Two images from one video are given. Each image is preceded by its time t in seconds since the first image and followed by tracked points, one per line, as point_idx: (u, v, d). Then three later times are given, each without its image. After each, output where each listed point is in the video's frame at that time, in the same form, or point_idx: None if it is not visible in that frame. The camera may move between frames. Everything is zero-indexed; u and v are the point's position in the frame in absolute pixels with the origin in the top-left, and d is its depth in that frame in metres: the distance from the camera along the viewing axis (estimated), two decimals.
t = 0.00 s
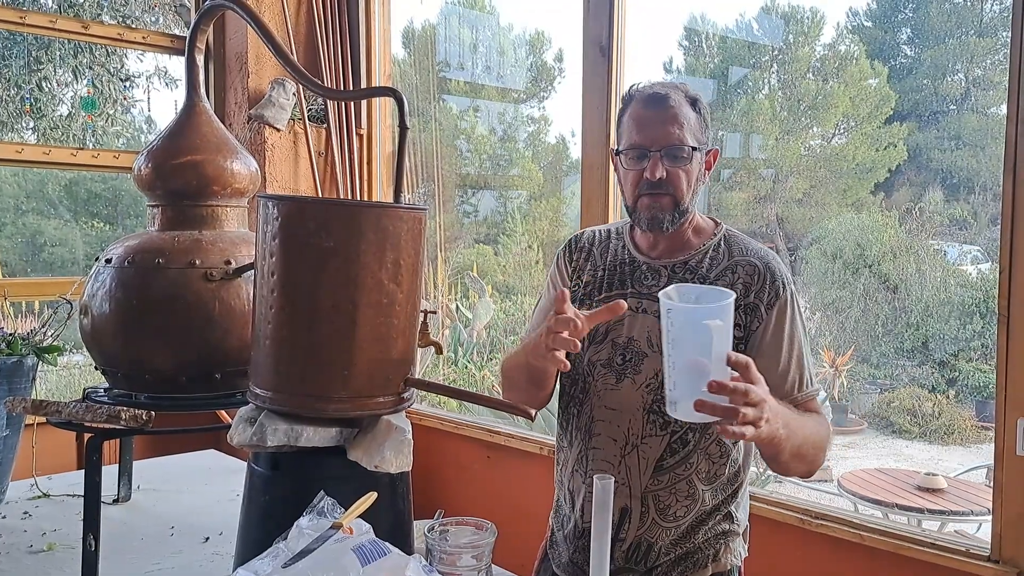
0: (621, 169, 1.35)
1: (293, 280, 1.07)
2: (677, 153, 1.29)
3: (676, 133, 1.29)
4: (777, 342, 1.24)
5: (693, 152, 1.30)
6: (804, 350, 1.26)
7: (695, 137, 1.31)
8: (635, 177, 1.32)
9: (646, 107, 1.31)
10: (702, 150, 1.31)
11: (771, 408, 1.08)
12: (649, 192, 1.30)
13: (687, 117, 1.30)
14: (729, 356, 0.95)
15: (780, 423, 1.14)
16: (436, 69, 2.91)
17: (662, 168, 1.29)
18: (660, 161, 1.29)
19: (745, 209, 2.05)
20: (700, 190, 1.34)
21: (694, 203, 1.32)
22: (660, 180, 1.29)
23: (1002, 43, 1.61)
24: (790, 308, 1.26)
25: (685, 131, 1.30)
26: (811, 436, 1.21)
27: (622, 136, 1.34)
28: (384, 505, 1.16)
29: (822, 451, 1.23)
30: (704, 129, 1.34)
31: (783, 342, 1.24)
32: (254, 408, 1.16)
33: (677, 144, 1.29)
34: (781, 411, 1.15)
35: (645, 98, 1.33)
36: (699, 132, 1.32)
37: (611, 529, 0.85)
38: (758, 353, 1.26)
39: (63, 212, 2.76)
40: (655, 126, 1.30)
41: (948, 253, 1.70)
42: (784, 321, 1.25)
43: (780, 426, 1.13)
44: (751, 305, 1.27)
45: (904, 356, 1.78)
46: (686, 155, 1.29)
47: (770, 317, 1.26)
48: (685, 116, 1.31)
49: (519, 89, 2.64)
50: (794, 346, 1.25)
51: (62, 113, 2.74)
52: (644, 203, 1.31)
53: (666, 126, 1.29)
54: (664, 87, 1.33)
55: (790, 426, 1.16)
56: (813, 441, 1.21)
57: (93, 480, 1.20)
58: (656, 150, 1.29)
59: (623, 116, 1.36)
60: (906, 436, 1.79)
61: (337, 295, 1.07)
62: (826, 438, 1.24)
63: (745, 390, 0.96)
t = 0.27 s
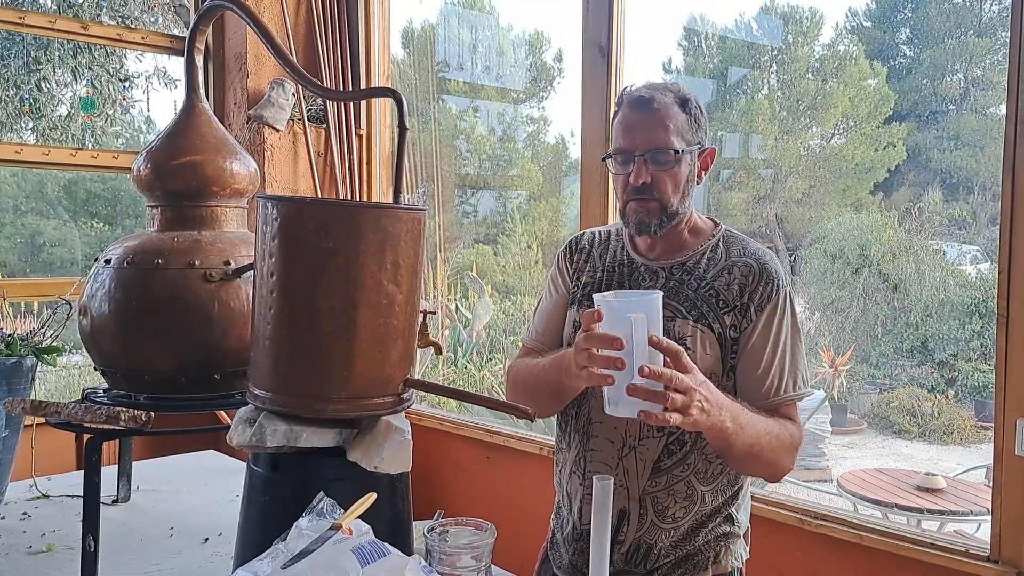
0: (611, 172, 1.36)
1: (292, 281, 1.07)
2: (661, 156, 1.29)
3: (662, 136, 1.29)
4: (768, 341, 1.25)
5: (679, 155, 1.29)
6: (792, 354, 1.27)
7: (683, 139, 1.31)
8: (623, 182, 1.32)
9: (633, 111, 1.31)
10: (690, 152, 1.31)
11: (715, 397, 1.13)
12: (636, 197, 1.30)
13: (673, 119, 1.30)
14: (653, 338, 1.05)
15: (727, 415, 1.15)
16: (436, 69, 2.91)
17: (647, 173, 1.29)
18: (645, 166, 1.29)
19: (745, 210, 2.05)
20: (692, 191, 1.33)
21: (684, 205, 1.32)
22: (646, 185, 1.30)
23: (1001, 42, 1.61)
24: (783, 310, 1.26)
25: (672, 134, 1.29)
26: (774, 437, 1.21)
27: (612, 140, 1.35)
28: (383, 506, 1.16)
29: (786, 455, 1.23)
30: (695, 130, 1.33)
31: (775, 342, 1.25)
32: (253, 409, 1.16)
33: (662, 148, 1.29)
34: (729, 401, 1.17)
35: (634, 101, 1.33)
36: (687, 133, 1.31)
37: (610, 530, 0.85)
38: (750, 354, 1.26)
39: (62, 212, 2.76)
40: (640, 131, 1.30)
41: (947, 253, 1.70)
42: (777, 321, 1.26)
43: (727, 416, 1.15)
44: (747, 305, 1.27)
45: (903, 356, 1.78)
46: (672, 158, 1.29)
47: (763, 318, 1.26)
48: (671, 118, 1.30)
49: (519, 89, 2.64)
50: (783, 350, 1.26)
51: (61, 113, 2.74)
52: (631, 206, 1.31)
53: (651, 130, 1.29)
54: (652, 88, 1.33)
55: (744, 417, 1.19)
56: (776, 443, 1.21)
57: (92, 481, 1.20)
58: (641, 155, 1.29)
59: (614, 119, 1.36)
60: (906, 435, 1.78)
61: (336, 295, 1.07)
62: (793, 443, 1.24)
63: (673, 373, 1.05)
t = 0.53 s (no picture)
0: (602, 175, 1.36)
1: (291, 281, 1.07)
2: (646, 164, 1.28)
3: (649, 142, 1.29)
4: (766, 340, 1.25)
5: (665, 161, 1.29)
6: (791, 352, 1.27)
7: (672, 144, 1.30)
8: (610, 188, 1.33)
9: (623, 116, 1.31)
10: (679, 158, 1.30)
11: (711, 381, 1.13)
12: (622, 203, 1.31)
13: (662, 125, 1.29)
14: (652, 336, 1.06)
15: (725, 401, 1.15)
16: (435, 70, 2.91)
17: (632, 180, 1.29)
18: (630, 173, 1.29)
19: (744, 210, 2.05)
20: (682, 197, 1.32)
21: (672, 211, 1.31)
22: (632, 192, 1.30)
23: (1000, 42, 1.61)
24: (782, 308, 1.26)
25: (659, 140, 1.29)
26: (773, 430, 1.21)
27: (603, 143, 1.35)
28: (382, 507, 1.16)
29: (788, 448, 1.22)
30: (688, 133, 1.32)
31: (772, 343, 1.25)
32: (252, 410, 1.16)
33: (648, 154, 1.28)
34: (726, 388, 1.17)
35: (624, 106, 1.32)
36: (676, 138, 1.30)
37: (611, 526, 0.86)
38: (746, 353, 1.26)
39: (61, 213, 2.75)
40: (627, 137, 1.30)
41: (946, 253, 1.70)
42: (774, 319, 1.25)
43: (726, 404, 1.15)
44: (744, 305, 1.27)
45: (902, 356, 1.78)
46: (658, 165, 1.29)
47: (759, 318, 1.25)
48: (660, 124, 1.29)
49: (517, 90, 2.64)
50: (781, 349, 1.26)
51: (60, 114, 2.74)
52: (617, 212, 1.32)
53: (637, 136, 1.29)
54: (643, 92, 1.32)
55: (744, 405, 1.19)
56: (775, 434, 1.21)
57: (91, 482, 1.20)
58: (626, 162, 1.30)
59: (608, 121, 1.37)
60: (905, 435, 1.79)
61: (334, 295, 1.07)
62: (794, 438, 1.23)
63: (675, 360, 1.05)
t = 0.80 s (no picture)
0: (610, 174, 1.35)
1: (290, 281, 1.07)
2: (659, 168, 1.28)
3: (663, 147, 1.28)
4: (771, 345, 1.25)
5: (678, 168, 1.28)
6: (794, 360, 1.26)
7: (685, 150, 1.29)
8: (619, 188, 1.32)
9: (637, 117, 1.30)
10: (691, 164, 1.29)
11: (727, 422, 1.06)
12: (631, 205, 1.30)
13: (677, 130, 1.28)
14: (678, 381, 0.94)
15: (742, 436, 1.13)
16: (434, 70, 2.91)
17: (643, 184, 1.29)
18: (642, 176, 1.29)
19: (743, 210, 2.05)
20: (689, 202, 1.32)
21: (679, 215, 1.31)
22: (642, 195, 1.29)
23: (999, 42, 1.61)
24: (784, 312, 1.26)
25: (673, 146, 1.28)
26: (781, 441, 1.21)
27: (614, 142, 1.34)
28: (382, 507, 1.16)
29: (795, 456, 1.23)
30: (700, 140, 1.31)
31: (775, 348, 1.25)
32: (251, 410, 1.16)
33: (661, 159, 1.28)
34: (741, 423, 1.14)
35: (639, 105, 1.31)
36: (690, 144, 1.30)
37: (609, 535, 0.86)
38: (749, 360, 1.26)
39: (60, 213, 2.75)
40: (641, 139, 1.29)
41: (945, 253, 1.70)
42: (775, 324, 1.25)
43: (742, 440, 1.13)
44: (744, 309, 1.27)
45: (902, 357, 1.78)
46: (670, 171, 1.28)
47: (763, 322, 1.25)
48: (675, 129, 1.28)
49: (516, 90, 2.64)
50: (784, 354, 1.25)
51: (59, 115, 2.74)
52: (624, 213, 1.31)
53: (652, 140, 1.28)
54: (659, 94, 1.30)
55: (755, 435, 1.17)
56: (783, 449, 1.21)
57: (90, 483, 1.20)
58: (639, 164, 1.29)
59: (619, 120, 1.35)
60: (905, 435, 1.79)
61: (334, 296, 1.07)
62: (799, 444, 1.24)
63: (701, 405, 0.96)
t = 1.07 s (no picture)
0: (620, 173, 1.34)
1: (288, 283, 1.07)
2: (675, 171, 1.27)
3: (680, 150, 1.27)
4: (772, 350, 1.25)
5: (693, 172, 1.28)
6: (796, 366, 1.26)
7: (699, 154, 1.28)
8: (631, 188, 1.31)
9: (652, 117, 1.29)
10: (703, 169, 1.29)
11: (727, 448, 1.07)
12: (643, 206, 1.30)
13: (693, 134, 1.28)
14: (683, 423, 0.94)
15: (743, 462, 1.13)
16: (432, 71, 2.91)
17: (658, 186, 1.28)
18: (656, 178, 1.28)
19: (742, 210, 2.05)
20: (696, 205, 1.32)
21: (686, 218, 1.31)
22: (655, 197, 1.28)
23: (997, 43, 1.61)
24: (784, 317, 1.26)
25: (689, 149, 1.27)
26: (782, 449, 1.21)
27: (626, 141, 1.32)
28: (380, 509, 1.16)
29: (796, 463, 1.23)
30: (711, 144, 1.31)
31: (775, 354, 1.25)
32: (250, 412, 1.16)
33: (677, 162, 1.26)
34: (740, 448, 1.14)
35: (654, 105, 1.29)
36: (703, 149, 1.29)
37: (607, 542, 0.86)
38: (750, 364, 1.26)
39: (58, 214, 2.75)
40: (657, 140, 1.27)
41: (944, 254, 1.70)
42: (775, 329, 1.25)
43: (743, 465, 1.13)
44: (744, 312, 1.26)
45: (901, 357, 1.78)
46: (685, 174, 1.27)
47: (765, 325, 1.26)
48: (691, 133, 1.28)
49: (515, 91, 2.64)
50: (784, 358, 1.25)
51: (58, 115, 2.73)
52: (636, 214, 1.31)
53: (668, 142, 1.27)
54: (674, 95, 1.29)
55: (756, 454, 1.17)
56: (784, 460, 1.21)
57: (88, 484, 1.20)
58: (654, 166, 1.28)
59: (629, 118, 1.34)
60: (904, 436, 1.79)
61: (332, 298, 1.07)
62: (799, 450, 1.24)
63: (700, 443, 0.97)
